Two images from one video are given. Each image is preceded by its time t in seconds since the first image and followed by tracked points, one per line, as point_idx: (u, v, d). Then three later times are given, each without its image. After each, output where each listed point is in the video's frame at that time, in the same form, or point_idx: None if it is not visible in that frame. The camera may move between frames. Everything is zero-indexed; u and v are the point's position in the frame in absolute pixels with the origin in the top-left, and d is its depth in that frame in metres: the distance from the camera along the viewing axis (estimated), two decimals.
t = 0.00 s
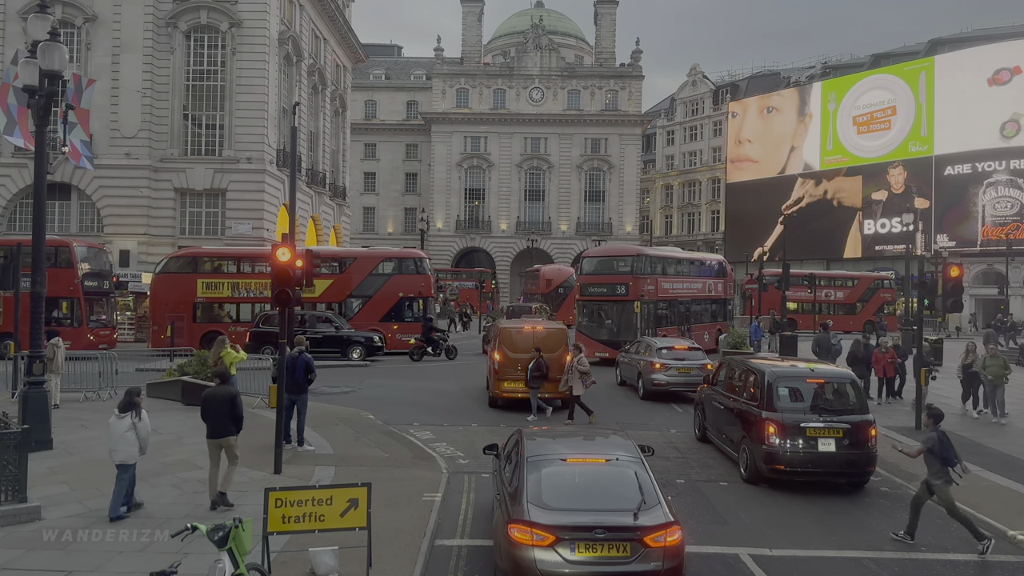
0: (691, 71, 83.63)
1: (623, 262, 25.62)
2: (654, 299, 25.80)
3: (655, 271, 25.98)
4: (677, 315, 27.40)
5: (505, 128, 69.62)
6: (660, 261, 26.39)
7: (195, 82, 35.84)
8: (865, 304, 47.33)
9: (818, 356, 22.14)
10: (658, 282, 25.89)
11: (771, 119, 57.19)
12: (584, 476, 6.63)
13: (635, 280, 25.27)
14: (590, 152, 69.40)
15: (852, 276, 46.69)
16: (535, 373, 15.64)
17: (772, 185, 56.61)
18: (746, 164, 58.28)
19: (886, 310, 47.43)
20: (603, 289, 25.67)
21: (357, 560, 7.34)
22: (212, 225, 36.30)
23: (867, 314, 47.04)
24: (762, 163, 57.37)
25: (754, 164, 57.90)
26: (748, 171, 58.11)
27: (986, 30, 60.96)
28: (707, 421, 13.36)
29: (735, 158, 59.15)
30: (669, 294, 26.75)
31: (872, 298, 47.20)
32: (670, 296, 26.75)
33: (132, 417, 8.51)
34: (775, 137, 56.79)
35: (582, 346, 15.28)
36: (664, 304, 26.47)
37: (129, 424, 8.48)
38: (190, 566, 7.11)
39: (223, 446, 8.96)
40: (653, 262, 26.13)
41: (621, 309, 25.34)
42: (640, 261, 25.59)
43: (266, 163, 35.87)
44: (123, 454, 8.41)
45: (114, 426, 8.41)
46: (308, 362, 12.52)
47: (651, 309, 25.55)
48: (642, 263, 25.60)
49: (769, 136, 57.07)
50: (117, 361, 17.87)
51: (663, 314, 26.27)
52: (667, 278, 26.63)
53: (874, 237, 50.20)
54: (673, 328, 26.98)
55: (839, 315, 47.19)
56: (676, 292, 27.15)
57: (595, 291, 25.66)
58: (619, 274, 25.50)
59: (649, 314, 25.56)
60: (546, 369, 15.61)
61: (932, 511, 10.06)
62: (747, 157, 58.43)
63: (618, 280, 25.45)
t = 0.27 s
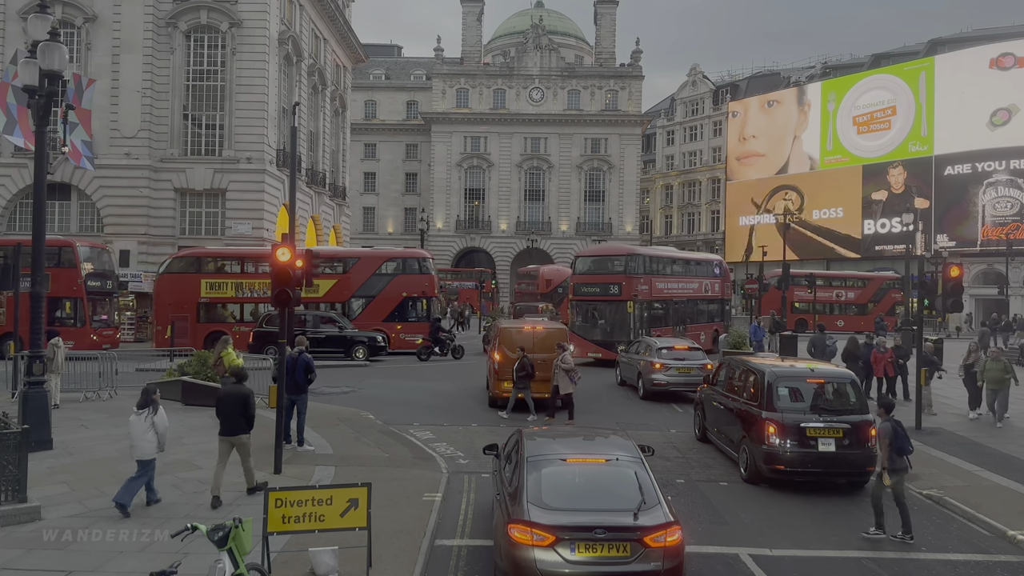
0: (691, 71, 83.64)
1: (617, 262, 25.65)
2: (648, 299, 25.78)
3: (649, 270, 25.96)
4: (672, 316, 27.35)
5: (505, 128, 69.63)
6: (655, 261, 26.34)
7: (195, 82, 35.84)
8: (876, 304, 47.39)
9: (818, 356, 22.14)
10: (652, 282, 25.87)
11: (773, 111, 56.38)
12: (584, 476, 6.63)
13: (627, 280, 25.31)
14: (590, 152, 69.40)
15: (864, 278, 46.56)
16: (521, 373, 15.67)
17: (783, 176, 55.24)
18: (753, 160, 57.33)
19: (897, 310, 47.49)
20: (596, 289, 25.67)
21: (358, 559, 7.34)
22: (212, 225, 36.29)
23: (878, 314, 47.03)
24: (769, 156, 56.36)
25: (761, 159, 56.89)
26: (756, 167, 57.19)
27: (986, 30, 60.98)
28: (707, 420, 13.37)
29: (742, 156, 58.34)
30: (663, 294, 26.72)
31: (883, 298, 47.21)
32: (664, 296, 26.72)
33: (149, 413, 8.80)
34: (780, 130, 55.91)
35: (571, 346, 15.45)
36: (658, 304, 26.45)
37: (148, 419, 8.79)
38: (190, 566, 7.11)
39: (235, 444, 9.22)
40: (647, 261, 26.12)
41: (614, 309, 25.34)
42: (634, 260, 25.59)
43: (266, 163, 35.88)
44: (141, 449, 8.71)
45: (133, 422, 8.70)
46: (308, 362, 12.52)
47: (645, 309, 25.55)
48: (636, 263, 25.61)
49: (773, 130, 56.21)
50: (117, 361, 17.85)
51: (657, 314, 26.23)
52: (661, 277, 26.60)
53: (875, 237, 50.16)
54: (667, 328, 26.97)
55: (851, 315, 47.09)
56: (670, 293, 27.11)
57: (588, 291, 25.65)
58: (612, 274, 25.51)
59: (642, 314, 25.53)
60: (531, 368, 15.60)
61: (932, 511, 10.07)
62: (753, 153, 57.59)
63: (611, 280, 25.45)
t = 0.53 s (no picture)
0: (691, 71, 83.66)
1: (608, 263, 25.58)
2: (640, 299, 25.66)
3: (641, 270, 25.82)
4: (665, 316, 27.24)
5: (505, 128, 69.63)
6: (648, 261, 26.19)
7: (195, 82, 35.84)
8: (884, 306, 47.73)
9: (818, 356, 22.17)
10: (644, 282, 25.75)
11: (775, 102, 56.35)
12: (584, 476, 6.63)
13: (618, 280, 25.21)
14: (590, 152, 69.41)
15: (876, 276, 46.85)
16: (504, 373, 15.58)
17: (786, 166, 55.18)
18: (757, 153, 57.10)
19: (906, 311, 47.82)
20: (587, 289, 25.63)
21: (358, 560, 7.35)
22: (212, 225, 36.31)
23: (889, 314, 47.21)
24: (772, 148, 56.25)
25: (765, 151, 56.73)
26: (761, 159, 56.89)
27: (986, 30, 60.99)
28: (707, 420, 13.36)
29: (745, 150, 58.21)
30: (657, 294, 26.59)
31: (893, 299, 47.57)
32: (657, 296, 26.59)
33: (166, 408, 9.14)
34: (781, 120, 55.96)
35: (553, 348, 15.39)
36: (651, 304, 26.33)
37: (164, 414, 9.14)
38: (190, 566, 7.11)
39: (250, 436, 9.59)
40: (640, 261, 25.99)
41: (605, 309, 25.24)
42: (625, 260, 25.51)
43: (266, 163, 35.89)
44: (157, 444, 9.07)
45: (150, 417, 9.03)
46: (308, 362, 12.52)
47: (636, 310, 25.48)
48: (627, 263, 25.52)
49: (775, 121, 56.16)
50: (117, 361, 17.86)
51: (650, 314, 26.12)
52: (654, 277, 26.45)
53: (875, 237, 50.12)
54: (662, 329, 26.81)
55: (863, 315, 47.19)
56: (664, 292, 26.96)
57: (580, 291, 25.57)
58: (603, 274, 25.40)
59: (633, 314, 25.40)
60: (514, 368, 15.46)
61: (932, 511, 10.06)
62: (756, 146, 57.42)
63: (602, 280, 25.34)
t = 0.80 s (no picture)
0: (691, 71, 83.66)
1: (596, 262, 25.42)
2: (629, 299, 25.50)
3: (631, 270, 25.65)
4: (656, 316, 27.09)
5: (505, 128, 69.63)
6: (637, 260, 26.02)
7: (195, 82, 35.83)
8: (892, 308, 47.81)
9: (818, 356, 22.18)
10: (634, 281, 25.59)
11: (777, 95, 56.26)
12: (584, 476, 6.63)
13: (608, 280, 25.07)
14: (590, 152, 69.41)
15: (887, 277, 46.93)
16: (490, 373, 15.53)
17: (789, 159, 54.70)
18: (759, 147, 56.93)
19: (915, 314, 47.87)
20: (576, 289, 25.47)
21: (358, 559, 7.35)
22: (212, 225, 36.32)
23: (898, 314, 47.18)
24: (775, 141, 55.98)
25: (767, 144, 56.51)
26: (764, 152, 56.58)
27: (986, 30, 61.01)
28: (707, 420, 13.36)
29: (747, 143, 57.99)
30: (647, 294, 26.43)
31: (902, 300, 47.71)
32: (648, 295, 26.43)
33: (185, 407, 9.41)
34: (783, 113, 55.75)
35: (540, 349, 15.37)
36: (642, 304, 26.18)
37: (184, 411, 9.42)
38: (190, 566, 7.11)
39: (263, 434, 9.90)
40: (629, 260, 25.84)
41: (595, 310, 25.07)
42: (614, 259, 25.35)
43: (266, 163, 35.89)
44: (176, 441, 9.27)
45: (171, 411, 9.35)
46: (309, 362, 12.50)
47: (624, 310, 25.32)
48: (616, 262, 25.34)
49: (778, 114, 56.03)
50: (117, 361, 17.86)
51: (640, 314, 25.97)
52: (644, 276, 26.27)
53: (874, 237, 50.05)
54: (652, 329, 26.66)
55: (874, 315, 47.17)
56: (655, 292, 26.85)
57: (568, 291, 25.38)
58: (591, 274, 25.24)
59: (621, 315, 25.24)
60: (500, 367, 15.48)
61: (932, 511, 10.06)
62: (759, 139, 57.24)
63: (591, 280, 25.17)
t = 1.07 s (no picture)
0: (691, 71, 83.66)
1: (583, 262, 25.31)
2: (618, 298, 25.42)
3: (619, 270, 25.56)
4: (646, 316, 26.98)
5: (505, 128, 69.61)
6: (626, 260, 25.95)
7: (195, 82, 35.83)
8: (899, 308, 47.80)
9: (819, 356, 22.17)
10: (623, 281, 25.49)
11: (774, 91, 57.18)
12: (584, 476, 6.63)
13: (595, 280, 24.94)
14: (590, 152, 69.38)
15: (897, 277, 46.91)
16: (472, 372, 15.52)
17: (789, 153, 55.52)
18: (759, 143, 57.84)
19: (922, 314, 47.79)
20: (564, 289, 25.36)
21: (357, 560, 7.35)
22: (212, 225, 36.32)
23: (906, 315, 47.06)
24: (774, 137, 56.89)
25: (767, 140, 57.47)
26: (764, 148, 57.56)
27: (986, 30, 61.00)
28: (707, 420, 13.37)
29: (747, 140, 58.90)
30: (637, 294, 26.34)
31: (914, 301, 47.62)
32: (637, 295, 26.33)
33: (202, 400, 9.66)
34: (781, 109, 56.66)
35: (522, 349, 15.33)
36: (631, 303, 26.09)
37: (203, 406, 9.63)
38: (190, 566, 7.11)
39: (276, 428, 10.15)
40: (618, 260, 25.76)
41: (582, 310, 25.01)
42: (602, 259, 25.22)
43: (266, 163, 35.89)
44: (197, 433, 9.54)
45: (191, 405, 9.57)
46: (309, 363, 12.50)
47: (612, 309, 25.24)
48: (604, 262, 25.23)
49: (776, 110, 56.95)
50: (117, 361, 17.85)
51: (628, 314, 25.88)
52: (633, 276, 26.17)
53: (874, 237, 50.06)
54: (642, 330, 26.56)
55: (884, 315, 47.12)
56: (646, 292, 26.75)
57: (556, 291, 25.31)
58: (578, 274, 25.15)
59: (608, 315, 25.15)
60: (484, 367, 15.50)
61: (932, 511, 10.06)
62: (759, 135, 58.18)
63: (578, 280, 25.09)
